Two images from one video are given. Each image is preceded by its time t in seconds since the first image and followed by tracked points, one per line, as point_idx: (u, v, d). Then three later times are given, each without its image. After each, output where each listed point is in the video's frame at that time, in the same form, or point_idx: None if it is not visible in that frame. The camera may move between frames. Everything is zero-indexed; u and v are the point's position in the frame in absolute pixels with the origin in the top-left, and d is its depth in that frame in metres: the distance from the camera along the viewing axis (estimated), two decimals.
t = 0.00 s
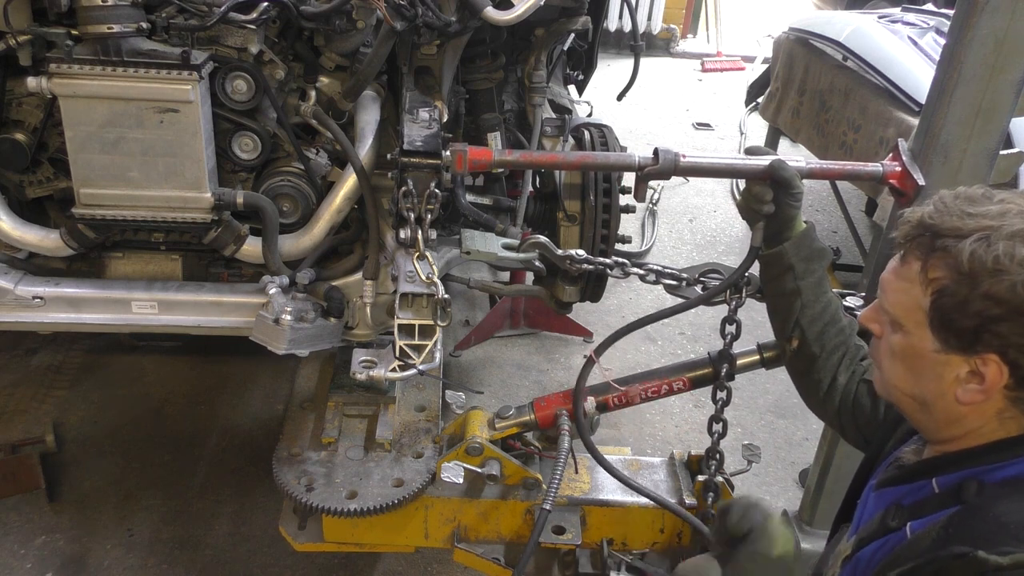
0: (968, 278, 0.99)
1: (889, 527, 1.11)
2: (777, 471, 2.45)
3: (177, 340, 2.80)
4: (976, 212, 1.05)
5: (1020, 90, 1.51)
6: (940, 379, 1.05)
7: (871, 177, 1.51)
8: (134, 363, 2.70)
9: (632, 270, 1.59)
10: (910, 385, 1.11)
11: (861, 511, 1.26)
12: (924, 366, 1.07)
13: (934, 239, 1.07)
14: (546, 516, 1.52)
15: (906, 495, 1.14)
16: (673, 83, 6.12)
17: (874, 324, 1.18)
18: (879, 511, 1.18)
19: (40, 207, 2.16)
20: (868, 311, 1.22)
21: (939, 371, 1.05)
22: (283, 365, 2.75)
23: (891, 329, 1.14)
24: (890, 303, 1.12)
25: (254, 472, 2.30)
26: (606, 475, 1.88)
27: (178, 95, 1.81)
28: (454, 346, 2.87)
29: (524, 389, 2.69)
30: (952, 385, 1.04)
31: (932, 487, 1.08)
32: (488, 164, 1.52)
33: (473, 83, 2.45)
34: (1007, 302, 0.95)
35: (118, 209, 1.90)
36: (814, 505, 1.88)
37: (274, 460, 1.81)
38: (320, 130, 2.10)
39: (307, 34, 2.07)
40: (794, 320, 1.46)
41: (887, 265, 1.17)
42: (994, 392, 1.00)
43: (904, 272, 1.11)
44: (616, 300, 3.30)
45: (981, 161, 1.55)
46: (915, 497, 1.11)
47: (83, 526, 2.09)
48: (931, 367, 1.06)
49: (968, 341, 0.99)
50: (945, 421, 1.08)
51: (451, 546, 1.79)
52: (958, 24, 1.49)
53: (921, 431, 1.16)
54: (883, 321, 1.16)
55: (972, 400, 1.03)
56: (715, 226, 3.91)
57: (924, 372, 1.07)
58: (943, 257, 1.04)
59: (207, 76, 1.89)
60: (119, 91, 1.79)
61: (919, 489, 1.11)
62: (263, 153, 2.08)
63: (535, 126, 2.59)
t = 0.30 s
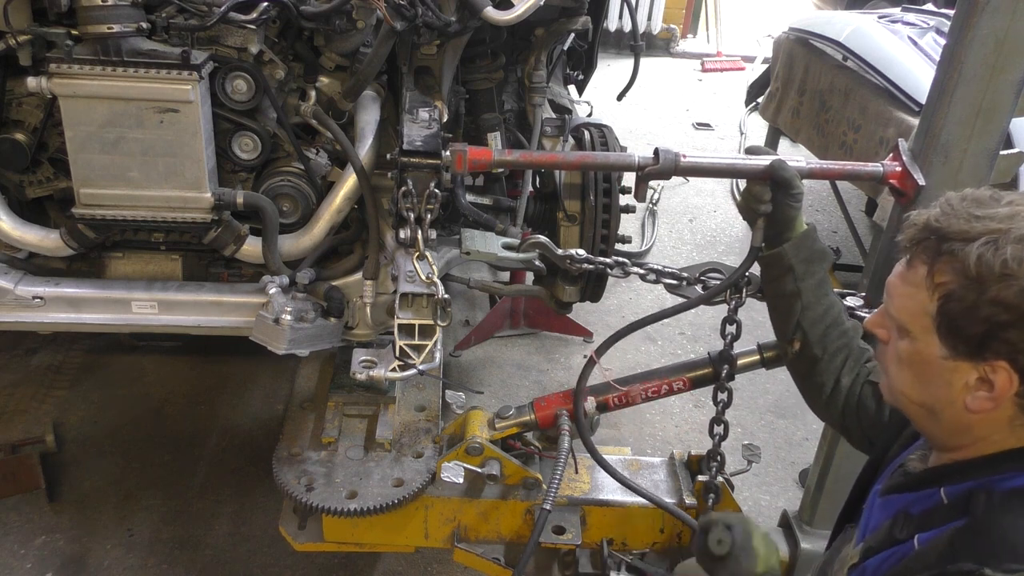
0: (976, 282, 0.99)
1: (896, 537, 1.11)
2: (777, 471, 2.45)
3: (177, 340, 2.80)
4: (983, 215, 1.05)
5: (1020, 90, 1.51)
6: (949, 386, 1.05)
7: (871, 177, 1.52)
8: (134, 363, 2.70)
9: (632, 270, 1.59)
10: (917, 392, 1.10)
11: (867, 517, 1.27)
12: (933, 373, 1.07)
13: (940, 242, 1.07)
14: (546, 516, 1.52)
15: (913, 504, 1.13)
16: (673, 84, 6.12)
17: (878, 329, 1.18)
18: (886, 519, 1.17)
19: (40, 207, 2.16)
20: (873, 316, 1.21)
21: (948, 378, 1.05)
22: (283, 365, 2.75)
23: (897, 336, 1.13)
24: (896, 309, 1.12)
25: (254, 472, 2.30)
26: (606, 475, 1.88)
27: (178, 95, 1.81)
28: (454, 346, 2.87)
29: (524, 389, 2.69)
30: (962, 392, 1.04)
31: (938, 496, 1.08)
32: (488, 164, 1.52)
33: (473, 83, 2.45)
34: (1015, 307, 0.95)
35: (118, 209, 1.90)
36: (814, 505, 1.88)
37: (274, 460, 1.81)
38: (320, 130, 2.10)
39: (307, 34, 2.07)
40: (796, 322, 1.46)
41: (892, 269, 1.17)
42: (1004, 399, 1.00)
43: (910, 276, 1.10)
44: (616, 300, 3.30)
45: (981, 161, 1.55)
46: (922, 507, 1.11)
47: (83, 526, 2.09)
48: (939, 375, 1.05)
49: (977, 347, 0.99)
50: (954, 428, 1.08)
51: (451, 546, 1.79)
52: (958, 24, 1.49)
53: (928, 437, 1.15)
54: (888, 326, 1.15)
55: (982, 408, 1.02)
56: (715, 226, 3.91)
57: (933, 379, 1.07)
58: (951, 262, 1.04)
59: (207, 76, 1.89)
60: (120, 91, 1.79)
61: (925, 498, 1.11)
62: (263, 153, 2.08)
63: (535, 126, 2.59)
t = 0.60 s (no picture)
0: (956, 305, 0.92)
1: (889, 567, 1.05)
2: (777, 471, 2.45)
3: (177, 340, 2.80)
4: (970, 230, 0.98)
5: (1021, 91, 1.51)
6: (933, 410, 0.98)
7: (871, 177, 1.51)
8: (134, 363, 2.70)
9: (632, 270, 1.59)
10: (905, 416, 1.04)
11: (861, 536, 1.19)
12: (916, 397, 1.00)
13: (923, 261, 1.00)
14: (546, 516, 1.52)
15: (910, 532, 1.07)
16: (673, 84, 6.12)
17: (867, 348, 1.11)
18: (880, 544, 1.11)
19: (40, 207, 2.16)
20: (863, 334, 1.15)
21: (931, 402, 0.98)
22: (283, 365, 2.75)
23: (884, 356, 1.07)
24: (880, 329, 1.06)
25: (254, 472, 2.30)
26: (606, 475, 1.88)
27: (178, 95, 1.81)
28: (454, 346, 2.87)
29: (524, 389, 2.69)
30: (947, 418, 0.97)
31: (932, 525, 1.02)
32: (487, 163, 1.52)
33: (473, 83, 2.45)
34: (1000, 333, 0.88)
35: (117, 209, 1.90)
36: (813, 505, 1.88)
37: (274, 460, 1.81)
38: (321, 130, 2.10)
39: (307, 34, 2.07)
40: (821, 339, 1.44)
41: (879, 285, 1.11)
42: (990, 426, 0.93)
43: (893, 295, 1.05)
44: (616, 300, 3.30)
45: (981, 162, 1.55)
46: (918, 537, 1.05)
47: (83, 526, 2.09)
48: (923, 398, 0.99)
49: (959, 372, 0.93)
50: (944, 454, 1.01)
51: (451, 546, 1.79)
52: (958, 24, 1.49)
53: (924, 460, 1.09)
54: (876, 347, 1.09)
55: (968, 435, 0.95)
56: (715, 226, 3.91)
57: (917, 403, 1.00)
58: (931, 280, 0.97)
59: (207, 76, 1.89)
60: (119, 91, 1.79)
61: (921, 527, 1.05)
62: (263, 153, 2.08)
63: (535, 126, 2.59)
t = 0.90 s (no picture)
0: (879, 329, 0.87)
1: None
2: (778, 470, 2.45)
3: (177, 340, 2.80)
4: (896, 256, 0.91)
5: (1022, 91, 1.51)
6: (865, 443, 0.93)
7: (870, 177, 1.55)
8: (134, 363, 2.70)
9: (633, 269, 1.59)
10: (839, 445, 0.98)
11: None
12: (847, 429, 0.95)
13: (857, 285, 0.93)
14: (546, 516, 1.52)
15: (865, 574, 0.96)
16: (673, 83, 6.12)
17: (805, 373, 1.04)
18: None
19: (40, 207, 2.16)
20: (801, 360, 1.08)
21: (862, 433, 0.92)
22: (284, 365, 2.75)
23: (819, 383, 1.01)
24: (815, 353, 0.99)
25: (254, 471, 2.30)
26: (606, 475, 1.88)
27: (178, 95, 1.81)
28: (454, 346, 2.87)
29: (524, 389, 2.69)
30: (873, 456, 0.93)
31: (892, 570, 0.92)
32: (487, 163, 1.55)
33: (474, 83, 2.45)
34: (920, 361, 0.83)
35: (117, 209, 1.90)
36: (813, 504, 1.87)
37: (274, 460, 1.81)
38: (320, 130, 2.10)
39: (307, 34, 2.07)
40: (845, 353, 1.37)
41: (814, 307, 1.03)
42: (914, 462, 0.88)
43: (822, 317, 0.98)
44: (616, 300, 3.30)
45: (982, 161, 1.55)
46: None
47: (83, 525, 2.09)
48: (854, 429, 0.93)
49: (881, 401, 0.88)
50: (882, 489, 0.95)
51: (451, 546, 1.79)
52: (958, 25, 1.49)
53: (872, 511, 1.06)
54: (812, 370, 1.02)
55: (896, 467, 0.90)
56: (715, 226, 3.91)
57: (850, 433, 0.95)
58: (859, 304, 0.91)
59: (207, 76, 1.89)
60: (119, 91, 1.79)
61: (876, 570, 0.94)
62: (263, 152, 2.07)
63: (535, 126, 2.59)
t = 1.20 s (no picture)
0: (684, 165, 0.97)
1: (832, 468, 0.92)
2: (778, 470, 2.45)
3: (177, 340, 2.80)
4: (725, 107, 0.90)
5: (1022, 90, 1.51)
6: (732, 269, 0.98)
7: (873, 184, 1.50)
8: (134, 363, 2.70)
9: (633, 269, 1.60)
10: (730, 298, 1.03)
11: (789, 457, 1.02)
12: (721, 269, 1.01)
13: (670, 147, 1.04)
14: (546, 515, 1.52)
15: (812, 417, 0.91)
16: (673, 83, 6.12)
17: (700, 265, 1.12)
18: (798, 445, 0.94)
19: (40, 207, 2.16)
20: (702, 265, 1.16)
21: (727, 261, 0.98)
22: (283, 365, 2.75)
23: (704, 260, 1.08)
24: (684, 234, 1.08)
25: (253, 471, 2.30)
26: (606, 476, 1.87)
27: (178, 95, 1.81)
28: (454, 346, 2.87)
29: (524, 389, 2.69)
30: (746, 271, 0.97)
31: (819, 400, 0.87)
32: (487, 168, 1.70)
33: (474, 83, 2.45)
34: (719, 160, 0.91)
35: (117, 209, 1.90)
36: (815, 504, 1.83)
37: (274, 460, 1.81)
38: (320, 130, 2.10)
39: (307, 34, 2.07)
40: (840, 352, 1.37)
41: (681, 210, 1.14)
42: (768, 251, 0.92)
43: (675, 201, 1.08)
44: (616, 300, 3.30)
45: (982, 160, 1.56)
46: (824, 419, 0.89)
47: (83, 525, 2.09)
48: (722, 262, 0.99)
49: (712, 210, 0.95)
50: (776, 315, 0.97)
51: (451, 546, 1.79)
52: (957, 26, 1.49)
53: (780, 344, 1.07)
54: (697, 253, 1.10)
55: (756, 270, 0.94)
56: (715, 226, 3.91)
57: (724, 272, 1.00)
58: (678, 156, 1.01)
59: (207, 76, 1.89)
60: (119, 91, 1.79)
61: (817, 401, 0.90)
62: (263, 152, 2.07)
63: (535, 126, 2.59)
